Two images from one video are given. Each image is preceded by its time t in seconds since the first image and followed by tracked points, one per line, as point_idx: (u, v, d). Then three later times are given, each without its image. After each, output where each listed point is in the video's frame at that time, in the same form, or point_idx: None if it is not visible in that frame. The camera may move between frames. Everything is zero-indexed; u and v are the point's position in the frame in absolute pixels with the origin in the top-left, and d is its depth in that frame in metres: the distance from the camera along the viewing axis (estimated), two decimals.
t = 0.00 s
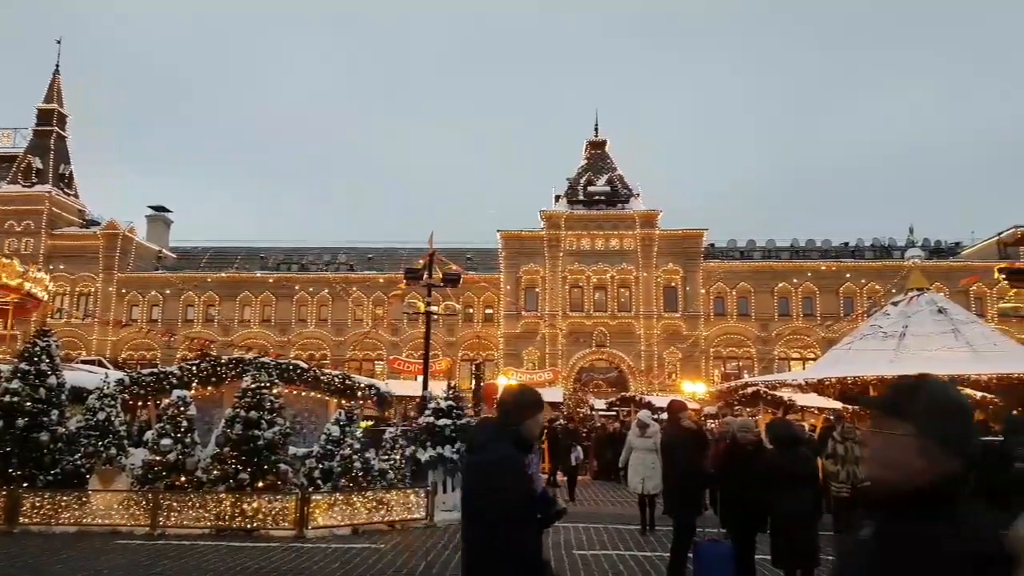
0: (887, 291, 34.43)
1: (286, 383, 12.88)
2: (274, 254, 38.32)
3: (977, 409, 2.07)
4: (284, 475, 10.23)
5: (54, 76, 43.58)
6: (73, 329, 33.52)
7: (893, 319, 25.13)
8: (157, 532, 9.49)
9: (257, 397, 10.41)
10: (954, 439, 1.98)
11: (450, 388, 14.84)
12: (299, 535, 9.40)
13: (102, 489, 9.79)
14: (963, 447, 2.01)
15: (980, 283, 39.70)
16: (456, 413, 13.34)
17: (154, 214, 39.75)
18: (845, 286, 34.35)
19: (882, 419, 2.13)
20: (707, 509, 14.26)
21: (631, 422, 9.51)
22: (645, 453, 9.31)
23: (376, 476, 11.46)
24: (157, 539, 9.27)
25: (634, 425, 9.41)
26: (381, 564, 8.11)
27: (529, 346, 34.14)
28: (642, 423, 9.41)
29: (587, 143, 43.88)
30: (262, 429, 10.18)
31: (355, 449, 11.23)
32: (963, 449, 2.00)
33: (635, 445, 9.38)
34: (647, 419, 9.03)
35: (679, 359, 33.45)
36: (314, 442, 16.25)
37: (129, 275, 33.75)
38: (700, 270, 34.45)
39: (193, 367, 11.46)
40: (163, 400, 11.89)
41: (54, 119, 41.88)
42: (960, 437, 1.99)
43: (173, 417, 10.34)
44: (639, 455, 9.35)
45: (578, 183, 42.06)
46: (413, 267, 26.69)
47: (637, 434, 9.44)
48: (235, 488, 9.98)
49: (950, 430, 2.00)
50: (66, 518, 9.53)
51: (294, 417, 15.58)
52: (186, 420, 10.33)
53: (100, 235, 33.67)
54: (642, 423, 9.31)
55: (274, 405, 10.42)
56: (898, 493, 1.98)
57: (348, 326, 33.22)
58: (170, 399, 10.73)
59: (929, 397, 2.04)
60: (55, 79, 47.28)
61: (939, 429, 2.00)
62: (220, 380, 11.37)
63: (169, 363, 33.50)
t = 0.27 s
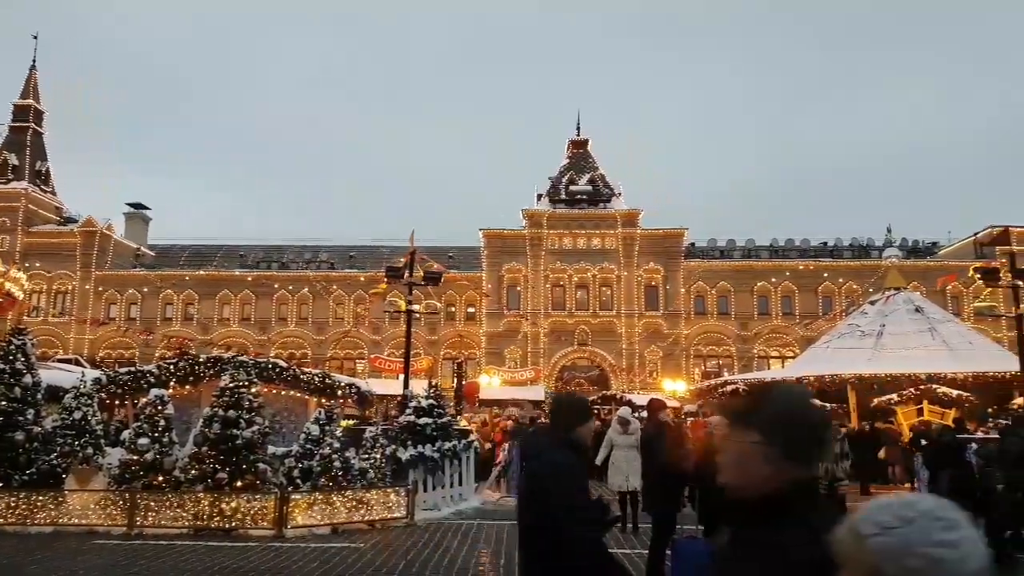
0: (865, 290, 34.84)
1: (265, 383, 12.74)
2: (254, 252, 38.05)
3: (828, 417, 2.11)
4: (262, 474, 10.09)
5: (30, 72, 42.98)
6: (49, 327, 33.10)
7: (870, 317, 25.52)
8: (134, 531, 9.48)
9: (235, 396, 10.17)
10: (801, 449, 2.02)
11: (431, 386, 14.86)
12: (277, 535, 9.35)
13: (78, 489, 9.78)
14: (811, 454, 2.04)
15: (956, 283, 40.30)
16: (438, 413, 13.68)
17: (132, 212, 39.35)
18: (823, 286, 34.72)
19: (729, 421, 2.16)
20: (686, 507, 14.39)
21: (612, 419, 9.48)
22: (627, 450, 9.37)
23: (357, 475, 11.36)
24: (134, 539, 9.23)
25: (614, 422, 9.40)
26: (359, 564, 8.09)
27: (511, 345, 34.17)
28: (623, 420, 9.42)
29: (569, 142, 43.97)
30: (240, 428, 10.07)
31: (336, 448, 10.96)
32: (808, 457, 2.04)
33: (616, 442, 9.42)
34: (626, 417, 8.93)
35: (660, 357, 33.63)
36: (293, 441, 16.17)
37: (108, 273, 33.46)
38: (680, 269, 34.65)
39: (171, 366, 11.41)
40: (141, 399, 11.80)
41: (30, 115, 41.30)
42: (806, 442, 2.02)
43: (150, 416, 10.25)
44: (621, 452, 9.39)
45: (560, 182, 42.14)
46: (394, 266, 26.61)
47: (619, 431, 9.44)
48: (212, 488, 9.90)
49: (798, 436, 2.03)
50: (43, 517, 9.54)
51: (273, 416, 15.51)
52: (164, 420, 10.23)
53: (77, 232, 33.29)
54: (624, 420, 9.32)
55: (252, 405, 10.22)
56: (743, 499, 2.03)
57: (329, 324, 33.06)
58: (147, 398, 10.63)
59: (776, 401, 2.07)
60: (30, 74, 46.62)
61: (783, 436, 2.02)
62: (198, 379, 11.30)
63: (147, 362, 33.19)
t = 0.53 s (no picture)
0: (847, 290, 35.14)
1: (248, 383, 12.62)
2: (238, 250, 37.79)
3: (686, 402, 2.36)
4: (245, 474, 10.03)
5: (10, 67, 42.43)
6: (29, 326, 32.74)
7: (852, 317, 25.78)
8: (114, 531, 9.43)
9: (217, 396, 10.11)
10: (657, 435, 2.27)
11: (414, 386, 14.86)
12: (259, 535, 9.32)
13: (58, 489, 9.75)
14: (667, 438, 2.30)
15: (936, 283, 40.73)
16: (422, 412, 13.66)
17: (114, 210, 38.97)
18: (806, 286, 34.98)
19: (593, 409, 2.39)
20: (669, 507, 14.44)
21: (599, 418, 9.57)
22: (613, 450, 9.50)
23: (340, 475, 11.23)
24: (114, 539, 9.18)
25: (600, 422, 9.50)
26: (342, 564, 8.08)
27: (497, 344, 34.19)
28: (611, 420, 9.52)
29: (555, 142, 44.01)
30: (222, 427, 10.01)
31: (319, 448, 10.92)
32: (667, 444, 2.29)
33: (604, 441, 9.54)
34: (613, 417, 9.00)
35: (644, 357, 33.77)
36: (275, 441, 16.09)
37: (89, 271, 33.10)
38: (665, 269, 34.79)
39: (152, 365, 11.29)
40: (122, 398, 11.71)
41: (9, 111, 40.78)
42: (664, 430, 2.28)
43: (131, 415, 10.16)
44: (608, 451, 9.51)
45: (545, 182, 42.17)
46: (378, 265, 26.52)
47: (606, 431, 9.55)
48: (194, 488, 9.83)
49: (654, 425, 2.28)
50: (21, 518, 9.55)
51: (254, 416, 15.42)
52: (145, 419, 10.12)
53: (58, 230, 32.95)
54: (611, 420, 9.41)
55: (235, 404, 10.14)
56: (604, 477, 2.27)
57: (313, 324, 32.91)
58: (128, 398, 10.54)
59: (637, 393, 2.30)
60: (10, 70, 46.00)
61: (640, 425, 2.27)
62: (180, 378, 11.23)
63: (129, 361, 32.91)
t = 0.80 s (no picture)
0: (829, 292, 35.44)
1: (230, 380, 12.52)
2: (221, 248, 37.52)
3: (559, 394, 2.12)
4: (226, 473, 9.96)
5: None
6: (8, 323, 32.35)
7: (834, 319, 26.03)
8: (93, 531, 9.35)
9: (198, 394, 10.10)
10: (528, 431, 2.04)
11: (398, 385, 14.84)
12: (240, 534, 9.27)
13: (36, 489, 9.68)
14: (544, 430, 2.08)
15: (917, 286, 41.18)
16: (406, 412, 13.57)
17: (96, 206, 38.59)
18: (789, 287, 35.24)
19: (468, 407, 2.18)
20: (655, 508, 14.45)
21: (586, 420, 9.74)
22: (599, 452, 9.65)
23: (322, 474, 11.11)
24: (93, 539, 9.09)
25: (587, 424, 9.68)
26: (323, 564, 8.04)
27: (482, 344, 34.17)
28: (597, 422, 9.69)
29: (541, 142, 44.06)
30: (203, 426, 9.94)
31: (301, 447, 10.74)
32: (542, 440, 2.07)
33: (590, 443, 9.69)
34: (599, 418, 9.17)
35: (629, 357, 33.86)
36: (257, 441, 16.00)
37: (70, 268, 32.78)
38: (650, 270, 34.92)
39: (133, 362, 11.25)
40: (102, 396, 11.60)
41: None
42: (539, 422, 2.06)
43: (111, 414, 10.07)
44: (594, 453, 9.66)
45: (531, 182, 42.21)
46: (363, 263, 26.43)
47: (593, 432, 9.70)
48: (174, 487, 9.74)
49: (525, 420, 2.05)
50: None
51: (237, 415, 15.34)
52: (125, 417, 10.07)
53: (38, 226, 32.63)
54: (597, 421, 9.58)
55: (216, 403, 10.15)
56: (481, 482, 2.07)
57: (298, 322, 32.74)
58: (108, 396, 10.44)
59: (501, 388, 2.07)
60: None
61: (509, 422, 2.05)
62: (161, 375, 11.18)
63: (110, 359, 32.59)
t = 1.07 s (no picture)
0: (810, 295, 35.77)
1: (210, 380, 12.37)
2: (202, 245, 37.19)
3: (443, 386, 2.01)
4: (205, 472, 9.89)
5: None
6: None
7: (815, 320, 26.29)
8: (69, 531, 9.25)
9: (177, 393, 9.97)
10: (406, 420, 1.92)
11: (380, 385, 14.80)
12: (219, 535, 9.22)
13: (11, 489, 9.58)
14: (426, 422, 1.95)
15: (896, 289, 41.69)
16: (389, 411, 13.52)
17: (75, 202, 38.13)
18: (770, 290, 35.53)
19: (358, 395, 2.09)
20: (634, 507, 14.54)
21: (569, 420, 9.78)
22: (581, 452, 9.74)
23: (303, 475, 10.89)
24: (69, 539, 9.00)
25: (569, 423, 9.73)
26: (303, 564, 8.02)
27: (465, 344, 34.17)
28: (580, 422, 9.74)
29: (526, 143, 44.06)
30: (181, 426, 9.83)
31: (281, 446, 10.55)
32: (422, 429, 1.95)
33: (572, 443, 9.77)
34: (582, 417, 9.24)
35: (612, 358, 34.00)
36: (237, 440, 15.88)
37: (47, 264, 32.41)
38: (633, 271, 35.05)
39: (110, 360, 10.93)
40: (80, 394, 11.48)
41: None
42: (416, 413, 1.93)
43: (88, 412, 9.96)
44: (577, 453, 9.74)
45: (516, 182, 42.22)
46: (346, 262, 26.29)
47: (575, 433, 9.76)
48: (152, 487, 9.69)
49: (402, 412, 1.93)
50: None
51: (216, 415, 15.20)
52: (102, 416, 9.93)
53: (16, 222, 32.29)
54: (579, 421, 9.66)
55: (195, 402, 10.01)
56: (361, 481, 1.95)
57: (279, 321, 32.55)
58: (86, 394, 10.31)
59: (385, 373, 1.98)
60: None
61: (386, 414, 1.93)
62: (139, 374, 10.94)
63: (88, 357, 32.24)
